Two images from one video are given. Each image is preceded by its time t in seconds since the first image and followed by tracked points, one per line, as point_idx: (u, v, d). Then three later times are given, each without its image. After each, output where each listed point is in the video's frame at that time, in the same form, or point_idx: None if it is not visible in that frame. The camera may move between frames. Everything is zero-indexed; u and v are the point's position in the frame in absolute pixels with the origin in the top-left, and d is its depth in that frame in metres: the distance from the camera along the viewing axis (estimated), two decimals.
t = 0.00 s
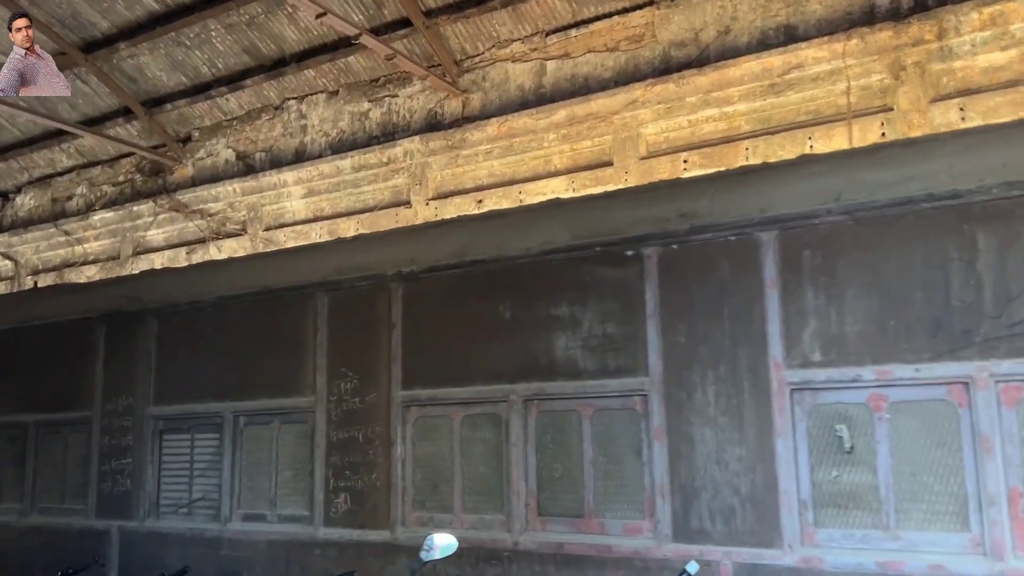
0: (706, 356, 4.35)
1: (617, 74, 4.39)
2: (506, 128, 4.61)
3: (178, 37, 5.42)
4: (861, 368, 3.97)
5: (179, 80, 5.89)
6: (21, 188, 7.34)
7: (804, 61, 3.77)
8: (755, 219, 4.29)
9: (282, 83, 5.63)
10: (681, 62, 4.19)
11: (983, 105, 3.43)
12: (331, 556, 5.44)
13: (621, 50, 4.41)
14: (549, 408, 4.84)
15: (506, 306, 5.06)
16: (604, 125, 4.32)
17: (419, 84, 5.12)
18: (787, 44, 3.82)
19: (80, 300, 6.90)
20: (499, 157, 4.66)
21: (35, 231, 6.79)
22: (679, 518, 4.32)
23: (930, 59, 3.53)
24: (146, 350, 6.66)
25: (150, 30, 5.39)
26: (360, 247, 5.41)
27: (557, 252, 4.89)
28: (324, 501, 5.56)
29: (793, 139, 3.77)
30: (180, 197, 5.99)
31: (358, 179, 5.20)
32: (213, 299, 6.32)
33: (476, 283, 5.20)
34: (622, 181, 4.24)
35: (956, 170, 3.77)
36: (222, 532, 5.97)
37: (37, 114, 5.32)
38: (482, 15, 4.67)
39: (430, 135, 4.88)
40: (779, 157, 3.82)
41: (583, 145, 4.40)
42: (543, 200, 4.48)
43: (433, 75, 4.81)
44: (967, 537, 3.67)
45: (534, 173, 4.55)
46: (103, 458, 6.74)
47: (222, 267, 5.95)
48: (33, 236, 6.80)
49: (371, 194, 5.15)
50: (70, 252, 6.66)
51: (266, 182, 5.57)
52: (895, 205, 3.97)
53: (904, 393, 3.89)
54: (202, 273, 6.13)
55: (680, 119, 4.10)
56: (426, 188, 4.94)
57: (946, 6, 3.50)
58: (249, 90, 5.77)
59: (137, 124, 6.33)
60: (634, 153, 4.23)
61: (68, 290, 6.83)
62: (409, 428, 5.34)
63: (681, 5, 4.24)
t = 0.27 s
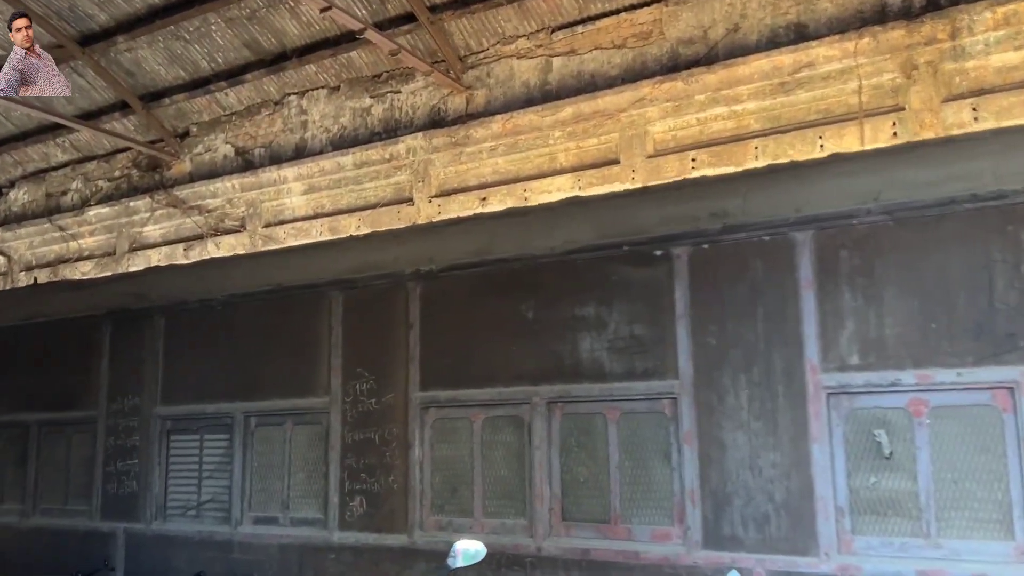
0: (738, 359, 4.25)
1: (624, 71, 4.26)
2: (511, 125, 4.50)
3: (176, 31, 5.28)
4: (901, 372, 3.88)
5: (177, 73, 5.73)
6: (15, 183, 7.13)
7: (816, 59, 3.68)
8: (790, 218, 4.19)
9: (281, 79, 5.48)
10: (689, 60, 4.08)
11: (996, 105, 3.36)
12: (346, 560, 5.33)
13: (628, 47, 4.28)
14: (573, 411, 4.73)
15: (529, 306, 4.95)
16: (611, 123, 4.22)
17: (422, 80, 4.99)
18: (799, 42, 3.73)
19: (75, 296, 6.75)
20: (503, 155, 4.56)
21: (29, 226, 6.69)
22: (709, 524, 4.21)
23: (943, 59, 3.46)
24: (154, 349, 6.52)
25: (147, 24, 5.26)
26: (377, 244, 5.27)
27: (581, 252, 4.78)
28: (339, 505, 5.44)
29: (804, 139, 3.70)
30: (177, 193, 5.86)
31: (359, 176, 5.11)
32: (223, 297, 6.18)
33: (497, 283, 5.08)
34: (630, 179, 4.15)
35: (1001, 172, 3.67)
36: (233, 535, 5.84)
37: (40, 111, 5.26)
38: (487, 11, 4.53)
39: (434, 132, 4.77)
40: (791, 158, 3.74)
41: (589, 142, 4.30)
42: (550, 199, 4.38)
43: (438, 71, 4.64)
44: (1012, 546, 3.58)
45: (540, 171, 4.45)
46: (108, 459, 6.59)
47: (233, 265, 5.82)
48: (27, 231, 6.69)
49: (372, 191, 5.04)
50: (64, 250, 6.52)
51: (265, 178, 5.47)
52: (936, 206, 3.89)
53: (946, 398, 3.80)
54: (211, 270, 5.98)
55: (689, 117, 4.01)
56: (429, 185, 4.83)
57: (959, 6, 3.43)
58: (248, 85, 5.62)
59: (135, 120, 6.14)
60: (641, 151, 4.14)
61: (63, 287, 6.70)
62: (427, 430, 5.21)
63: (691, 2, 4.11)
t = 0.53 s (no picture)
0: (774, 354, 4.18)
1: (633, 66, 4.23)
2: (518, 120, 4.46)
3: (178, 21, 5.27)
4: (944, 369, 3.81)
5: (179, 65, 5.68)
6: (10, 174, 6.98)
7: (828, 55, 3.68)
8: (829, 212, 4.12)
9: (283, 70, 5.41)
10: (699, 56, 4.06)
11: (1010, 103, 3.33)
12: (365, 557, 5.24)
13: (637, 41, 4.26)
14: (602, 407, 4.65)
15: (556, 300, 4.84)
16: (620, 117, 4.19)
17: (427, 74, 4.93)
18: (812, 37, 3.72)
19: (74, 289, 6.70)
20: (510, 149, 4.52)
21: (24, 218, 6.63)
22: (744, 522, 4.14)
23: (957, 55, 3.45)
24: (164, 341, 6.40)
25: (149, 13, 5.24)
26: (395, 237, 5.14)
27: (612, 244, 4.68)
28: (357, 501, 5.35)
29: (816, 135, 3.67)
30: (177, 185, 5.81)
31: (363, 169, 5.06)
32: (238, 289, 6.07)
33: (522, 276, 4.98)
34: (639, 174, 4.11)
35: None
36: (246, 531, 5.74)
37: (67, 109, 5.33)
38: (494, 4, 4.51)
39: (439, 126, 4.72)
40: (801, 153, 3.72)
41: (597, 138, 4.27)
42: (556, 194, 4.32)
43: (444, 65, 4.56)
44: None
45: (546, 166, 4.41)
46: (118, 453, 6.47)
47: (247, 257, 5.68)
48: (23, 223, 6.63)
49: (376, 185, 5.01)
50: (60, 241, 6.46)
51: (267, 171, 5.41)
52: (980, 199, 3.82)
53: (990, 395, 3.73)
54: (225, 262, 5.87)
55: (699, 112, 3.99)
56: (434, 179, 4.77)
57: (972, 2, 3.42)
58: (249, 77, 5.56)
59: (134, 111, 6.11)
60: (651, 146, 4.11)
61: (66, 279, 6.57)
62: (450, 425, 5.13)
63: None
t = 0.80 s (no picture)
0: (807, 352, 4.10)
1: (640, 60, 4.05)
2: (521, 113, 4.31)
3: (175, 9, 5.05)
4: (983, 368, 3.74)
5: (174, 55, 5.45)
6: None
7: (837, 51, 3.57)
8: (864, 207, 4.04)
9: (282, 62, 5.17)
10: (707, 50, 3.87)
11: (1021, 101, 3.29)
12: (380, 556, 5.13)
13: (644, 35, 4.07)
14: (627, 404, 4.56)
15: (579, 295, 4.75)
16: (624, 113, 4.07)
17: (429, 66, 4.72)
18: (819, 33, 3.59)
19: (72, 282, 6.62)
20: (512, 144, 4.41)
21: (15, 210, 6.43)
22: (775, 523, 4.06)
23: (967, 53, 3.37)
24: (171, 334, 6.27)
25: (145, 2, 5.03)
26: (411, 229, 5.04)
27: (638, 238, 4.59)
28: (372, 498, 5.25)
29: (825, 132, 3.60)
30: (172, 178, 5.60)
31: (362, 163, 4.95)
32: (248, 282, 5.96)
33: (545, 271, 4.89)
34: (645, 170, 4.03)
35: None
36: (256, 528, 5.62)
37: (66, 103, 5.15)
38: None
39: (441, 119, 4.55)
40: (809, 150, 3.65)
41: (602, 133, 4.17)
42: (559, 189, 4.26)
43: (447, 57, 4.40)
44: None
45: (547, 162, 4.33)
46: (121, 448, 6.32)
47: (254, 247, 5.52)
48: (14, 214, 6.44)
49: (375, 178, 4.94)
50: (54, 233, 6.33)
51: (264, 163, 5.24)
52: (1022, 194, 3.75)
53: None
54: (235, 254, 5.73)
55: (706, 108, 3.89)
56: (435, 173, 4.68)
57: None
58: (246, 68, 5.30)
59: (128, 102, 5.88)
60: (655, 142, 4.03)
61: (70, 269, 6.41)
62: (468, 422, 5.03)
63: None
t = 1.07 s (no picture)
0: (847, 349, 4.00)
1: (653, 54, 4.09)
2: (534, 107, 4.32)
3: None
4: None
5: (181, 46, 5.46)
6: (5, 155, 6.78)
7: (856, 46, 3.57)
8: (908, 200, 3.93)
9: (291, 53, 5.21)
10: (722, 45, 3.92)
11: None
12: (402, 554, 5.04)
13: (658, 29, 4.11)
14: (657, 402, 4.46)
15: (608, 290, 4.64)
16: (638, 107, 4.09)
17: (440, 59, 4.77)
18: (839, 29, 3.61)
19: (82, 274, 6.52)
20: (524, 138, 4.41)
21: (19, 201, 6.45)
22: (813, 524, 3.96)
23: (989, 48, 3.37)
24: (186, 327, 6.17)
25: None
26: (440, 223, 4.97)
27: (671, 232, 4.49)
28: (393, 496, 5.15)
29: (842, 128, 3.59)
30: (178, 169, 5.64)
31: (372, 157, 4.92)
32: (266, 274, 5.85)
33: (573, 265, 4.79)
34: (658, 166, 4.03)
35: None
36: (273, 525, 5.52)
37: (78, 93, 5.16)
38: None
39: (452, 112, 4.58)
40: (825, 146, 3.64)
41: (616, 127, 4.17)
42: (570, 184, 4.24)
43: (459, 50, 4.44)
44: None
45: (561, 155, 4.31)
46: (135, 443, 6.23)
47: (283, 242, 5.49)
48: (18, 207, 6.48)
49: (385, 173, 4.90)
50: (56, 224, 6.25)
51: (272, 156, 5.24)
52: None
53: None
54: (255, 246, 5.65)
55: (722, 102, 3.89)
56: (445, 167, 4.65)
57: None
58: (255, 59, 5.33)
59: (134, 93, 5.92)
60: (670, 136, 4.02)
61: (82, 261, 6.28)
62: (493, 418, 4.93)
63: None
